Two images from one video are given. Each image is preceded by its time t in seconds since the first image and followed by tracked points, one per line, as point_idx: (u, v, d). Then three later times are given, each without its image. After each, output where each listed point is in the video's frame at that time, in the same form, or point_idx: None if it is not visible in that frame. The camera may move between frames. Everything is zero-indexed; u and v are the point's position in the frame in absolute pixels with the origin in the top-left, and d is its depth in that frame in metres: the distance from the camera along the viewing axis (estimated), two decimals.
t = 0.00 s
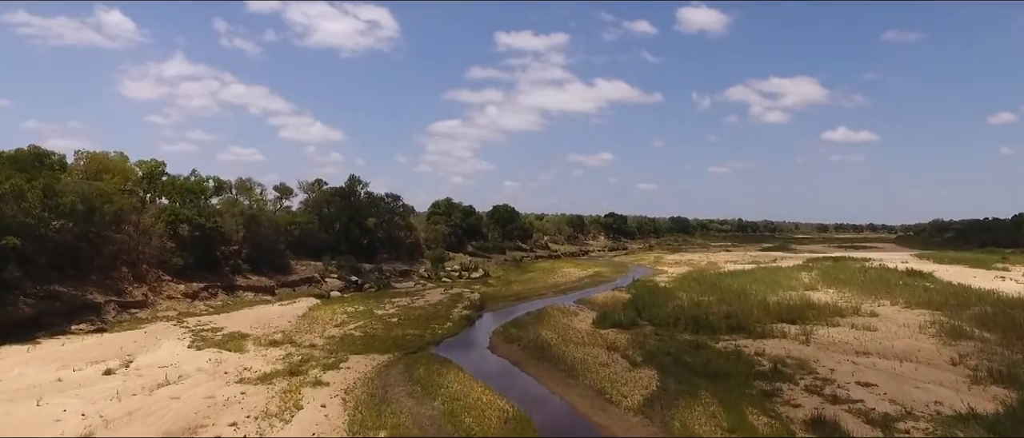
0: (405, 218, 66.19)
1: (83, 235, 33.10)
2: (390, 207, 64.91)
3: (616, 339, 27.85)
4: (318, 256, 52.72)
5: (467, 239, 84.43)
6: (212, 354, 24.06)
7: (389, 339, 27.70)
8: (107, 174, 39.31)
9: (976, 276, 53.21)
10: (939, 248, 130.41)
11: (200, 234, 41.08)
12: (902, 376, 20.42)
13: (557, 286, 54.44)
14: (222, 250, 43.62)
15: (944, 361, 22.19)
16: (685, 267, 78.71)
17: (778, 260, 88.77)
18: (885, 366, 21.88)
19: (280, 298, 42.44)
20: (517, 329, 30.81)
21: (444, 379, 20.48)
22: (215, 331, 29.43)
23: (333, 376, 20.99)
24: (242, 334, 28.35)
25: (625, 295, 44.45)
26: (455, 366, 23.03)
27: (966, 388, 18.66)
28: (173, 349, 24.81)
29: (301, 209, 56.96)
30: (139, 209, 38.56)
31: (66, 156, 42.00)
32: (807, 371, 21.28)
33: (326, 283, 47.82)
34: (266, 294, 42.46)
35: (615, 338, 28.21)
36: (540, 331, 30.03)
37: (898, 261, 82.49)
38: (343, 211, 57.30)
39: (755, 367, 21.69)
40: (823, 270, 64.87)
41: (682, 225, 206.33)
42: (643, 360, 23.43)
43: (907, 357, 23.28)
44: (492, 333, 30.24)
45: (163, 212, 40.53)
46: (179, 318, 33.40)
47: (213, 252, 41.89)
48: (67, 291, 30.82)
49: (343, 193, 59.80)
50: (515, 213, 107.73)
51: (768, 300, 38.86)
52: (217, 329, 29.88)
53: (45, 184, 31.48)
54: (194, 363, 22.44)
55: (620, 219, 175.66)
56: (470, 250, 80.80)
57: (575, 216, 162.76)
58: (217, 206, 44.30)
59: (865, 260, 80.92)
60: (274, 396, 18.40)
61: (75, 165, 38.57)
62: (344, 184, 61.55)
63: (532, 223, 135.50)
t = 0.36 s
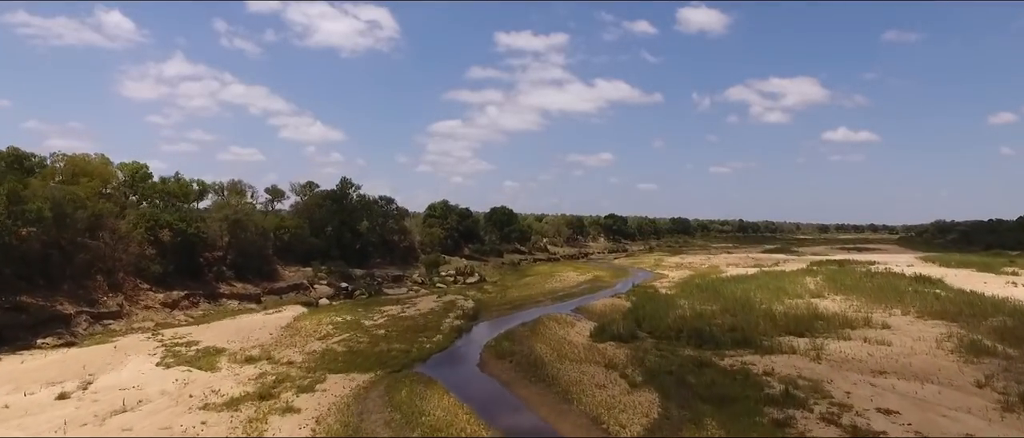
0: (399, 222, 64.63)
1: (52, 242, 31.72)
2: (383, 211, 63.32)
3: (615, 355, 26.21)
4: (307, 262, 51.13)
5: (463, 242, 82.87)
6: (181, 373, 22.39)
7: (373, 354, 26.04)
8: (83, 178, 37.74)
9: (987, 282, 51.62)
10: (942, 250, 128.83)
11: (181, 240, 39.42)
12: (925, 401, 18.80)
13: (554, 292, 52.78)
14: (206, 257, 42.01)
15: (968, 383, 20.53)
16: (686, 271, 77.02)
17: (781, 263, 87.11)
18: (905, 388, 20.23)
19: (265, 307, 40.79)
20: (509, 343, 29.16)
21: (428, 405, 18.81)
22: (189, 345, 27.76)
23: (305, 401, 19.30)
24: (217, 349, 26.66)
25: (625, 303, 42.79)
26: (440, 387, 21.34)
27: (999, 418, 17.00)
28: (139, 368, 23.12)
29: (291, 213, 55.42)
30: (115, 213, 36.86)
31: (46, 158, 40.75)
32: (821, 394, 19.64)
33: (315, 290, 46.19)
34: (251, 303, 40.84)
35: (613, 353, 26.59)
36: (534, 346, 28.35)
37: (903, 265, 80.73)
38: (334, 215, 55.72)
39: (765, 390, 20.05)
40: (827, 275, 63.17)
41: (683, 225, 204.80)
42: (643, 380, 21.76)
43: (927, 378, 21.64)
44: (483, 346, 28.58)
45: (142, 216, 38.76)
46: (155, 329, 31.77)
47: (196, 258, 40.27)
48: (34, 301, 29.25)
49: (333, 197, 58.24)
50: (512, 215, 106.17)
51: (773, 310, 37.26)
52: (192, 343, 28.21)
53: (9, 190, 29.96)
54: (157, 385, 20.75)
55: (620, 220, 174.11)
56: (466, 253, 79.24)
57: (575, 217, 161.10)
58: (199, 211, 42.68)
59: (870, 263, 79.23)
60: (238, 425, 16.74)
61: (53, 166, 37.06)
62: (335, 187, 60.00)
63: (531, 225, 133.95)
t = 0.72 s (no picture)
0: (391, 226, 62.86)
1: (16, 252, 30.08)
2: (375, 215, 61.42)
3: (613, 374, 24.45)
4: (295, 269, 49.34)
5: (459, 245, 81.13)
6: (140, 398, 20.62)
7: (353, 374, 24.24)
8: (55, 182, 36.00)
9: (999, 289, 49.86)
10: (946, 253, 127.15)
11: (159, 247, 37.55)
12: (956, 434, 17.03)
13: (551, 299, 51.03)
14: (187, 264, 40.26)
15: (1000, 412, 18.75)
16: (687, 276, 75.19)
17: (784, 267, 85.26)
18: (931, 417, 18.47)
19: (248, 317, 38.96)
20: (500, 360, 27.34)
21: None
22: (157, 363, 25.90)
23: (271, 433, 17.50)
24: (186, 368, 24.79)
25: (624, 313, 40.94)
26: (422, 414, 19.51)
27: None
28: (96, 392, 21.27)
29: (279, 218, 53.70)
30: (87, 220, 34.80)
31: (19, 161, 39.06)
32: (840, 425, 17.87)
33: (302, 298, 44.45)
34: (233, 313, 39.10)
35: (611, 372, 24.82)
36: (526, 364, 26.48)
37: (909, 269, 78.75)
38: (324, 220, 53.95)
39: (778, 420, 18.26)
40: (833, 280, 61.27)
41: (683, 226, 203.08)
42: (643, 407, 19.92)
43: (954, 404, 19.86)
44: (473, 364, 26.75)
45: (117, 223, 36.73)
46: (127, 344, 30.00)
47: (175, 267, 38.50)
48: None
49: (324, 201, 56.47)
50: (510, 217, 104.39)
51: (779, 321, 35.50)
52: (161, 360, 26.43)
53: None
54: (112, 413, 18.97)
55: (619, 221, 172.35)
56: (462, 257, 77.51)
57: (574, 218, 159.21)
58: (179, 217, 40.86)
59: (875, 267, 77.37)
60: None
61: (28, 163, 36.63)
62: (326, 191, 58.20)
63: (530, 227, 132.18)
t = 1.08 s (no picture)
0: (384, 230, 61.06)
1: None
2: (367, 219, 59.66)
3: (610, 397, 22.64)
4: (282, 276, 47.61)
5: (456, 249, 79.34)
6: (91, 429, 18.82)
7: (329, 397, 22.44)
8: (23, 188, 34.21)
9: (1012, 297, 48.09)
10: (951, 255, 125.47)
11: (134, 256, 35.67)
12: None
13: (548, 307, 49.23)
14: (165, 273, 38.47)
15: None
16: (688, 280, 73.39)
17: (787, 271, 83.46)
18: None
19: (230, 328, 37.22)
20: (490, 380, 25.58)
21: None
22: (121, 384, 24.10)
23: None
24: (150, 391, 23.00)
25: (623, 324, 39.15)
26: None
27: None
28: (45, 421, 19.48)
29: (267, 223, 51.95)
30: (53, 226, 32.83)
31: None
32: None
33: (288, 307, 42.67)
34: (214, 324, 37.31)
35: (608, 394, 23.03)
36: (517, 385, 24.70)
37: (916, 273, 76.94)
38: (313, 224, 52.16)
39: None
40: (839, 287, 59.51)
41: (684, 227, 201.36)
42: None
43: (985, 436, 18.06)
44: (460, 385, 24.93)
45: (89, 231, 34.74)
46: (94, 360, 28.22)
47: (153, 276, 36.69)
48: None
49: (314, 205, 54.69)
50: (508, 219, 102.64)
51: (786, 333, 33.76)
52: (126, 380, 24.66)
53: None
54: None
55: (619, 222, 170.59)
56: (458, 262, 75.72)
57: (573, 220, 157.56)
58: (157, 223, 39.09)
59: (881, 272, 75.59)
60: None
61: None
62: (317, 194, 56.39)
63: (528, 229, 130.45)
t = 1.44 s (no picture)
0: (376, 235, 59.32)
1: None
2: (359, 223, 57.93)
3: (607, 425, 20.79)
4: (268, 284, 45.80)
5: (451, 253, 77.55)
6: None
7: (302, 425, 20.63)
8: None
9: None
10: (954, 258, 123.72)
11: (105, 264, 33.88)
12: None
13: (543, 316, 47.44)
14: (142, 282, 36.74)
15: None
16: (689, 285, 71.64)
17: (789, 275, 81.65)
18: None
19: (209, 341, 35.38)
20: (478, 404, 23.77)
21: None
22: (77, 409, 22.27)
23: None
24: (106, 418, 21.17)
25: (621, 336, 37.34)
26: None
27: None
28: None
29: (253, 228, 50.31)
30: (16, 235, 31.02)
31: None
32: None
33: (272, 317, 40.92)
34: (192, 336, 35.55)
35: (605, 421, 21.23)
36: (507, 409, 22.93)
37: (922, 278, 75.28)
38: (301, 230, 50.39)
39: None
40: (844, 293, 57.70)
41: (684, 228, 199.71)
42: None
43: None
44: (445, 409, 23.10)
45: (57, 239, 32.97)
46: (55, 379, 26.43)
47: (127, 286, 34.91)
48: None
49: (302, 210, 52.89)
50: (506, 221, 100.89)
51: (794, 348, 31.92)
52: (84, 404, 22.85)
53: None
54: None
55: (619, 224, 168.85)
56: (453, 266, 74.00)
57: (572, 221, 155.79)
58: (129, 231, 37.31)
59: (886, 277, 73.85)
60: None
61: None
62: (305, 199, 54.58)
63: (526, 231, 128.76)
